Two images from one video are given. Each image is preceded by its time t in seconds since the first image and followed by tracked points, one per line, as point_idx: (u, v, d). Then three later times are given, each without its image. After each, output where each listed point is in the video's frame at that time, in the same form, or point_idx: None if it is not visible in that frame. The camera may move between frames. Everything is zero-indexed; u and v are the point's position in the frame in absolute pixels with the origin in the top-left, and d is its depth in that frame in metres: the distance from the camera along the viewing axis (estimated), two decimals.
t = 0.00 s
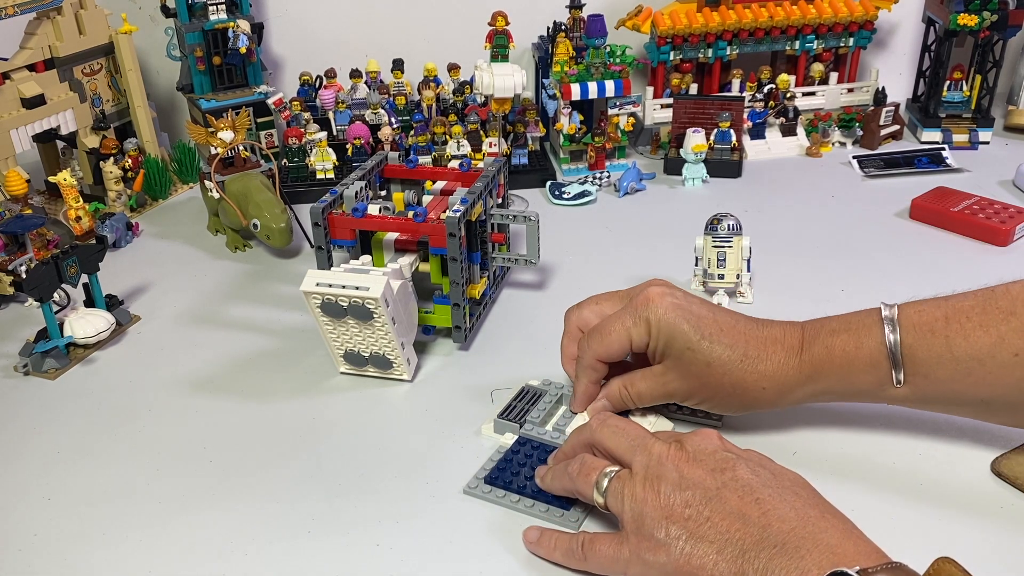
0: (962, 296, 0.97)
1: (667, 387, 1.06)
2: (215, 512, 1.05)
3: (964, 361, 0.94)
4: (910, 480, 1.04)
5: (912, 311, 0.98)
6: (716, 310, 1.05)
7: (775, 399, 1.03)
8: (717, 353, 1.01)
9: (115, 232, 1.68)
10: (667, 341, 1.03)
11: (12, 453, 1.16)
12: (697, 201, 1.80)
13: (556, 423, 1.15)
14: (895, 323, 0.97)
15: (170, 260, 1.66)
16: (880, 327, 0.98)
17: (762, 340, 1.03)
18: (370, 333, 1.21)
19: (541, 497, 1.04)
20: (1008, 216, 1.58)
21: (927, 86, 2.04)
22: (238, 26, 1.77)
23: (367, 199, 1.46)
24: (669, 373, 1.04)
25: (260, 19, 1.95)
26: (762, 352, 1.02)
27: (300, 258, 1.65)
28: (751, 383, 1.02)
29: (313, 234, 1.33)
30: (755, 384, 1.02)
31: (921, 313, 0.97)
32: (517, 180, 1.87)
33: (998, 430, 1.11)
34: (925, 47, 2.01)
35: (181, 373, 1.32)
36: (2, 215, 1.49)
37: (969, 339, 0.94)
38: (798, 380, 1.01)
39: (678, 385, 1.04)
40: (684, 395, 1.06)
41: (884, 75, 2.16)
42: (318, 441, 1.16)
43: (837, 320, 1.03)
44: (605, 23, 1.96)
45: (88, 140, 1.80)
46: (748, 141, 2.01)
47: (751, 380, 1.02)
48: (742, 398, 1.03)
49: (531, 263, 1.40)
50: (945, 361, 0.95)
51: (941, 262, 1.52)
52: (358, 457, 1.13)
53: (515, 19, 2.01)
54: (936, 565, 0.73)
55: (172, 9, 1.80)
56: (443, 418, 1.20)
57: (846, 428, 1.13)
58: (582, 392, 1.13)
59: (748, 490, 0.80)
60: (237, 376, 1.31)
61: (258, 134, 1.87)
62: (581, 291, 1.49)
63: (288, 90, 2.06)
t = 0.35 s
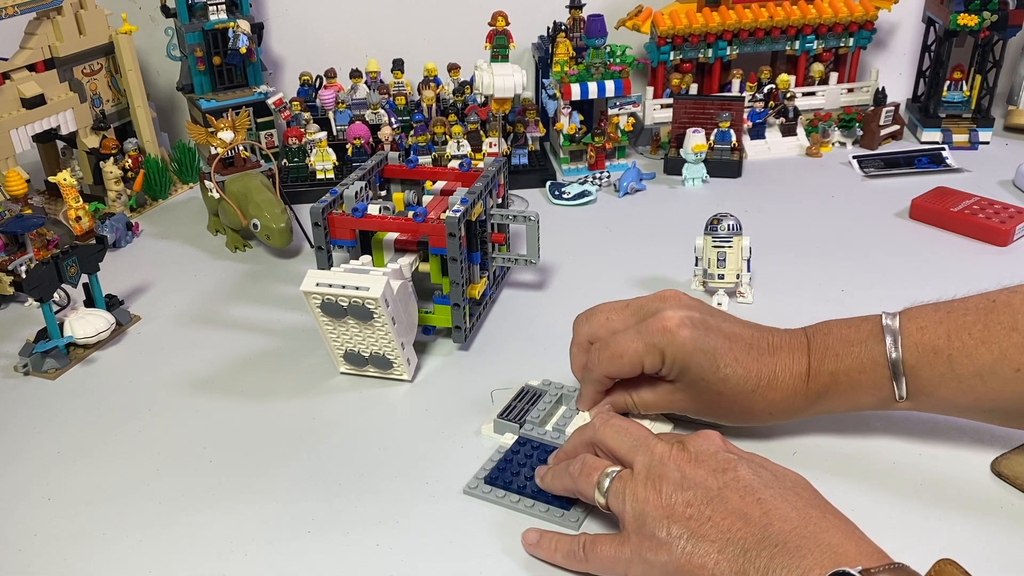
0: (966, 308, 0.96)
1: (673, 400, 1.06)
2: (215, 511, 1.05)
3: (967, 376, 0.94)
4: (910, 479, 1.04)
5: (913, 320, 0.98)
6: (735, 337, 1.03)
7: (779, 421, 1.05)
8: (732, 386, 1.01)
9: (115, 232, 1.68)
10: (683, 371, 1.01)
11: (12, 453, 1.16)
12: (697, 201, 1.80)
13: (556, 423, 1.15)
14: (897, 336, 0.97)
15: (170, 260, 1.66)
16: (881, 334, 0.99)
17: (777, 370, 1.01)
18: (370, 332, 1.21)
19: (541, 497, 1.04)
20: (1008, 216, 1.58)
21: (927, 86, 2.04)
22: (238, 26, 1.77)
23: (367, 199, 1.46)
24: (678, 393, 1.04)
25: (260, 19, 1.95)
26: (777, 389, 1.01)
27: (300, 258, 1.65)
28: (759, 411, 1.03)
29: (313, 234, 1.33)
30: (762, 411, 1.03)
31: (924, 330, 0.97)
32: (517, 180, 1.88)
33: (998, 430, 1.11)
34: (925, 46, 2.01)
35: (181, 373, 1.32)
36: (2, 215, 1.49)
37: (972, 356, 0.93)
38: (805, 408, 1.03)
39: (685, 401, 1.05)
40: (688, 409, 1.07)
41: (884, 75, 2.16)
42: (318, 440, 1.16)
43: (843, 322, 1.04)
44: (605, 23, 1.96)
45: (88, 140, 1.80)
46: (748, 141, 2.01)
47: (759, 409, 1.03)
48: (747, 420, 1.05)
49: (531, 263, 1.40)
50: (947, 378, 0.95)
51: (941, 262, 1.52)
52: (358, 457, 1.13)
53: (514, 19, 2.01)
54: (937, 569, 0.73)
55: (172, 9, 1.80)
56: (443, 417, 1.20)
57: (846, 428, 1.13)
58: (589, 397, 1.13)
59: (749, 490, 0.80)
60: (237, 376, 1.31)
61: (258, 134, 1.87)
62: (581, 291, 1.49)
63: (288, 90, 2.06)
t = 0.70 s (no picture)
0: (993, 292, 0.93)
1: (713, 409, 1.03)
2: (216, 511, 1.05)
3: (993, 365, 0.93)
4: (909, 480, 1.05)
5: (938, 302, 0.94)
6: (741, 340, 0.99)
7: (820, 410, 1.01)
8: (753, 387, 0.97)
9: (115, 232, 1.68)
10: (702, 380, 0.97)
11: (12, 454, 1.16)
12: (697, 201, 1.80)
13: (556, 424, 1.15)
14: (925, 320, 0.94)
15: (170, 260, 1.66)
16: (907, 320, 0.95)
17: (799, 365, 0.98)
18: (370, 333, 1.21)
19: (542, 498, 1.04)
20: (1008, 216, 1.58)
21: (927, 86, 2.04)
22: (238, 26, 1.77)
23: (367, 200, 1.46)
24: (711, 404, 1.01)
25: (260, 19, 1.95)
26: (803, 385, 0.98)
27: (300, 259, 1.65)
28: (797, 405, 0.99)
29: (313, 235, 1.33)
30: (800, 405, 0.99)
31: (953, 318, 0.93)
32: (517, 181, 1.88)
33: (997, 431, 1.11)
34: (925, 47, 2.01)
35: (181, 374, 1.32)
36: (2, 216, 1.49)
37: (1004, 347, 0.91)
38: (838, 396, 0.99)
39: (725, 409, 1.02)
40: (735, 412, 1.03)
41: (884, 75, 2.16)
42: (318, 441, 1.16)
43: (862, 303, 0.99)
44: (605, 23, 1.96)
45: (88, 140, 1.80)
46: (748, 141, 2.02)
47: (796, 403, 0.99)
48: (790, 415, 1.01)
49: (531, 264, 1.40)
50: (978, 369, 0.93)
51: (941, 262, 1.52)
52: (359, 457, 1.13)
53: (514, 19, 2.01)
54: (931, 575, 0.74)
55: (172, 9, 1.80)
56: (443, 418, 1.20)
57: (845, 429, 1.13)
58: (596, 412, 1.13)
59: (746, 492, 0.80)
60: (237, 376, 1.31)
61: (258, 134, 1.87)
62: (580, 292, 1.49)
63: (288, 90, 2.06)
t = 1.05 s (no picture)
0: None
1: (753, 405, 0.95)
2: (216, 511, 1.05)
3: None
4: (910, 479, 1.04)
5: (1016, 277, 0.88)
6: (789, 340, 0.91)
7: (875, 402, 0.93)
8: (801, 393, 0.90)
9: (115, 232, 1.68)
10: (746, 392, 0.90)
11: (12, 454, 1.16)
12: (697, 201, 1.80)
13: (556, 423, 1.15)
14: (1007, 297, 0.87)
15: (170, 260, 1.65)
16: (983, 296, 0.88)
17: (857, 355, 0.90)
18: (370, 332, 1.21)
19: (541, 497, 1.04)
20: (1008, 216, 1.58)
21: (927, 86, 2.04)
22: (238, 26, 1.77)
23: (367, 199, 1.46)
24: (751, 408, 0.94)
25: (260, 19, 1.95)
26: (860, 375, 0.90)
27: (300, 258, 1.65)
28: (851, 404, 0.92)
29: (313, 234, 1.33)
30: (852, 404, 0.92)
31: None
32: (517, 180, 1.88)
33: (997, 431, 1.11)
34: (925, 47, 2.01)
35: (181, 373, 1.32)
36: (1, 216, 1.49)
37: None
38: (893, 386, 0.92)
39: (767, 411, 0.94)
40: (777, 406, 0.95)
41: (884, 75, 2.16)
42: (318, 440, 1.16)
43: (930, 283, 0.92)
44: (605, 23, 1.96)
45: (88, 140, 1.80)
46: (748, 141, 2.02)
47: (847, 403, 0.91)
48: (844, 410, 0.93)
49: (531, 263, 1.40)
50: None
51: (941, 262, 1.52)
52: (358, 457, 1.13)
53: (514, 19, 2.00)
54: None
55: (172, 9, 1.80)
56: (442, 417, 1.20)
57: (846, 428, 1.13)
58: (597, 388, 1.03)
59: (747, 497, 0.80)
60: (237, 376, 1.31)
61: (258, 135, 1.87)
62: (580, 291, 1.49)
63: (288, 90, 2.06)
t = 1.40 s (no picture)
0: None
1: None
2: (215, 511, 1.05)
3: None
4: (910, 479, 1.04)
5: None
6: None
7: None
8: None
9: (115, 232, 1.68)
10: None
11: (11, 453, 1.16)
12: (698, 201, 1.80)
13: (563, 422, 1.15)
14: None
15: (170, 261, 1.65)
16: None
17: None
18: (370, 332, 1.21)
19: (546, 495, 1.04)
20: (1008, 216, 1.58)
21: (927, 86, 2.04)
22: (238, 26, 1.77)
23: (367, 199, 1.46)
24: None
25: (260, 19, 1.95)
26: None
27: (300, 258, 1.65)
28: None
29: (313, 234, 1.33)
30: None
31: None
32: (518, 180, 1.88)
33: (997, 431, 1.11)
34: (925, 47, 2.01)
35: (181, 373, 1.32)
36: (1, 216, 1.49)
37: None
38: None
39: None
40: None
41: (884, 75, 2.16)
42: (317, 440, 1.16)
43: None
44: (605, 23, 1.96)
45: (88, 140, 1.80)
46: (748, 141, 2.02)
47: None
48: None
49: (531, 263, 1.40)
50: None
51: (941, 261, 1.52)
52: (358, 457, 1.13)
53: (515, 19, 2.00)
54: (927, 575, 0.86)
55: (172, 9, 1.80)
56: (442, 417, 1.20)
57: (846, 427, 1.13)
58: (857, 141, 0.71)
59: (745, 500, 0.80)
60: (237, 376, 1.30)
61: (258, 134, 1.87)
62: (580, 291, 1.49)
63: (288, 90, 2.06)
